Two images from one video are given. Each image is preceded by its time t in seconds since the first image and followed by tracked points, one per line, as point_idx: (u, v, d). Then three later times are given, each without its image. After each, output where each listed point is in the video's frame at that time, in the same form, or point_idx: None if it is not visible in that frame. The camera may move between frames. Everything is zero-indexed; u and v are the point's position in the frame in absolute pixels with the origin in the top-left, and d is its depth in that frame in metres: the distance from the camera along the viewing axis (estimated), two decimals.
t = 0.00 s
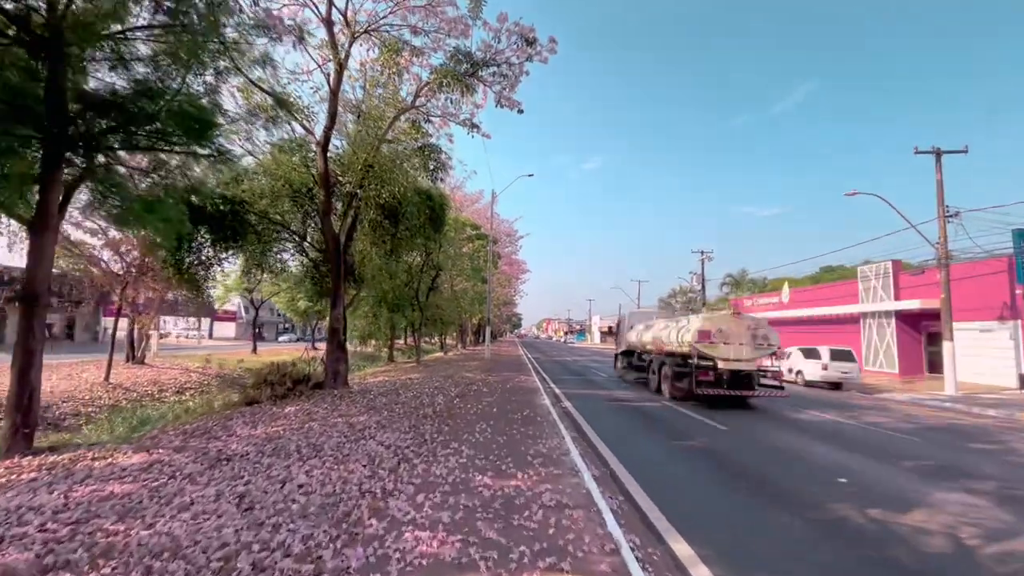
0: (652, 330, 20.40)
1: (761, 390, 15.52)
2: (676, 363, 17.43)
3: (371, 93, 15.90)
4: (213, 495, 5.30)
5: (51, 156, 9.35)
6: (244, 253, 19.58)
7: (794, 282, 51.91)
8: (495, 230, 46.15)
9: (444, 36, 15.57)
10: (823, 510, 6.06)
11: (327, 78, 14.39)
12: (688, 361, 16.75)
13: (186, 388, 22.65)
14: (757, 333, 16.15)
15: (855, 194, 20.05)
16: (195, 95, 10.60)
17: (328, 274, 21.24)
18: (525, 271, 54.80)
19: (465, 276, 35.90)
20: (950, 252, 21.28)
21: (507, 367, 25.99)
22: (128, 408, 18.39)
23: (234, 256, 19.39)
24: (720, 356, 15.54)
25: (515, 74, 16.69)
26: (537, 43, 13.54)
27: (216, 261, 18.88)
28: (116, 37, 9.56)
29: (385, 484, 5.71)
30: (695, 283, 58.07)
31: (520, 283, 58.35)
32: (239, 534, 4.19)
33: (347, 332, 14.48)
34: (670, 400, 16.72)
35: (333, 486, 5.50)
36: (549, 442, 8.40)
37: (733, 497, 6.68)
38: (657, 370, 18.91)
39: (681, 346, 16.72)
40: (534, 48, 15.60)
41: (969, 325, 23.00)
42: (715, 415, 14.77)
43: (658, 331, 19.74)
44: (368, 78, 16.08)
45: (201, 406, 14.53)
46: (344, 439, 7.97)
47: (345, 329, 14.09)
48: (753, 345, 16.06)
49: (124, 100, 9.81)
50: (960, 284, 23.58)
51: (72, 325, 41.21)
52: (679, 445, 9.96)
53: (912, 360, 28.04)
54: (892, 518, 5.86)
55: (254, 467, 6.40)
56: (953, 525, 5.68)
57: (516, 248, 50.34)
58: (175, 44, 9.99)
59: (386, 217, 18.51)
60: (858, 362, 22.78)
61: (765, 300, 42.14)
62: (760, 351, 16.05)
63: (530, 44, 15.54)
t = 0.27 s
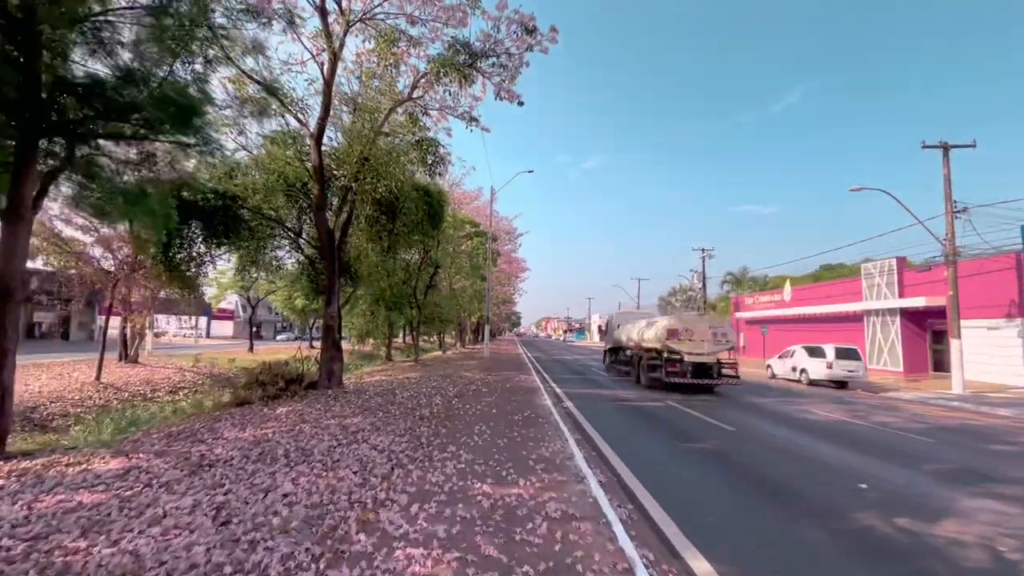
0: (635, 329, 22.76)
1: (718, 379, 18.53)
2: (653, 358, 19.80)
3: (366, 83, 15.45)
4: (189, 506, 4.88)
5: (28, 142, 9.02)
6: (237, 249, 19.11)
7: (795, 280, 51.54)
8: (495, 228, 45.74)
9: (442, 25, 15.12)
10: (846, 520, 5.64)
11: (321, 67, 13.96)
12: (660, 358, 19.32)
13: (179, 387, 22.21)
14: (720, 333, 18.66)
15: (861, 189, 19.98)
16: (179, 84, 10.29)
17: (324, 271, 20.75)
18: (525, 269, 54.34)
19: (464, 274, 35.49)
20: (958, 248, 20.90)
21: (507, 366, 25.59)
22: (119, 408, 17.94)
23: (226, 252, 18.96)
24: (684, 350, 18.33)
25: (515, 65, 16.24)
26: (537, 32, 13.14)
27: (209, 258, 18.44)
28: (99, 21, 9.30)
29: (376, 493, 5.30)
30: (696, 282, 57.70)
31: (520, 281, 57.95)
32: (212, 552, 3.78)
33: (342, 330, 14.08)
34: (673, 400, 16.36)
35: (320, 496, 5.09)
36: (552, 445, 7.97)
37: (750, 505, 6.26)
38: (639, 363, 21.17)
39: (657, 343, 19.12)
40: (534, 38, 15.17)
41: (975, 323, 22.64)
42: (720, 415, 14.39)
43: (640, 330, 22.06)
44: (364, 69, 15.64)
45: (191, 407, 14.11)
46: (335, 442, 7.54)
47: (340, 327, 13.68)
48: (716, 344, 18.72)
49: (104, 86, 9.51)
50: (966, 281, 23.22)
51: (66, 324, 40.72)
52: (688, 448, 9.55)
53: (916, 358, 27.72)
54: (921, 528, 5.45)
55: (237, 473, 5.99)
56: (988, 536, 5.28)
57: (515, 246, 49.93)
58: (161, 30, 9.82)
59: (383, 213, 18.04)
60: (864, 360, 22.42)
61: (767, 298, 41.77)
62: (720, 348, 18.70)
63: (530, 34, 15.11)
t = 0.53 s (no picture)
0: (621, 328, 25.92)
1: (688, 370, 21.91)
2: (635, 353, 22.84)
3: (361, 76, 15.00)
4: (159, 525, 4.46)
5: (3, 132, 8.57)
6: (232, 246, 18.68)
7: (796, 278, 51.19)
8: (493, 226, 45.34)
9: (439, 15, 14.66)
10: (873, 535, 5.24)
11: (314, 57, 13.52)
12: (639, 351, 22.76)
13: (172, 388, 21.77)
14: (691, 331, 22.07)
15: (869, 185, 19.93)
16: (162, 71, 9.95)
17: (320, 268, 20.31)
18: (523, 267, 53.92)
19: (462, 273, 35.10)
20: (965, 245, 20.53)
21: (506, 366, 25.20)
22: (108, 410, 17.49)
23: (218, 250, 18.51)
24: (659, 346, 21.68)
25: (514, 57, 15.79)
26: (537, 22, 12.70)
27: (200, 256, 17.98)
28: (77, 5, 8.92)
29: (365, 508, 4.87)
30: (696, 280, 57.35)
31: (519, 280, 57.57)
32: None
33: (335, 330, 13.68)
34: (677, 401, 15.97)
35: (303, 512, 4.67)
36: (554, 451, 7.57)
37: (768, 520, 5.82)
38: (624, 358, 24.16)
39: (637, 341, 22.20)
40: (534, 29, 14.72)
41: (982, 322, 22.28)
42: (726, 417, 14.00)
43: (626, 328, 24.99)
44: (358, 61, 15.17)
45: (180, 408, 13.69)
46: (324, 449, 7.11)
47: (333, 326, 13.26)
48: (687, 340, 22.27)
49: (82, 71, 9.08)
50: (973, 279, 22.86)
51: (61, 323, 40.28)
52: (696, 454, 9.14)
53: (921, 357, 27.38)
54: (955, 544, 5.05)
55: (216, 485, 5.56)
56: None
57: (514, 244, 49.52)
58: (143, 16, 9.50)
59: (379, 209, 17.58)
60: (869, 359, 22.07)
61: (768, 296, 41.42)
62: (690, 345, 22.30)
63: (530, 25, 14.67)
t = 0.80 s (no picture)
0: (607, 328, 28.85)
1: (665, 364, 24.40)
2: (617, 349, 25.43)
3: (353, 63, 14.41)
4: (114, 545, 3.96)
5: None
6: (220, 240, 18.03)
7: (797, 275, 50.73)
8: (492, 222, 44.80)
9: None
10: (909, 551, 4.77)
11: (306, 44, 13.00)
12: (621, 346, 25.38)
13: (163, 387, 21.25)
14: (665, 329, 25.02)
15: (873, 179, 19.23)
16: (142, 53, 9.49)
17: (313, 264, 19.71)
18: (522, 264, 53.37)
19: (460, 269, 34.58)
20: (974, 240, 20.08)
21: (505, 364, 24.73)
22: (95, 410, 16.96)
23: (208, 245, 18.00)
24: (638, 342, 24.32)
25: (512, 44, 15.23)
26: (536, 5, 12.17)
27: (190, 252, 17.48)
28: None
29: (348, 524, 4.38)
30: (696, 277, 56.87)
31: (518, 277, 57.07)
32: None
33: (328, 327, 13.21)
34: (681, 400, 15.51)
35: (279, 530, 4.19)
36: (557, 457, 7.07)
37: (788, 532, 5.43)
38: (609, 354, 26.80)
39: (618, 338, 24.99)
40: (533, 13, 14.15)
41: (991, 318, 21.84)
42: (732, 416, 13.55)
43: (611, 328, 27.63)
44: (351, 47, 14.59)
45: (167, 408, 13.19)
46: (309, 455, 6.60)
47: (325, 323, 12.77)
48: (661, 336, 25.30)
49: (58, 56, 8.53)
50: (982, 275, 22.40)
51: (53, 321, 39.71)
52: (707, 460, 8.65)
53: (926, 354, 26.96)
54: (1000, 561, 4.59)
55: (185, 497, 5.05)
56: None
57: (513, 241, 49.00)
58: None
59: (374, 203, 17.01)
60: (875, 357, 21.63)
61: (769, 293, 40.96)
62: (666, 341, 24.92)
63: (529, 10, 14.11)
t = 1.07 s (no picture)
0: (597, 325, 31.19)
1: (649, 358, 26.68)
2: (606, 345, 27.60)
3: (347, 54, 13.91)
4: (70, 569, 3.59)
5: None
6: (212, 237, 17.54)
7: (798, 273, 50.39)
8: (491, 219, 44.44)
9: None
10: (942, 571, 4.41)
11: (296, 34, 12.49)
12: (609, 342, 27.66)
13: (155, 387, 20.88)
14: (649, 326, 27.34)
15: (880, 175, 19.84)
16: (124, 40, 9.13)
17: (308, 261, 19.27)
18: (521, 263, 53.04)
19: (459, 267, 34.24)
20: (982, 238, 19.71)
21: (504, 363, 24.39)
22: (84, 410, 16.60)
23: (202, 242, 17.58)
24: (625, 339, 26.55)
25: (511, 34, 14.77)
26: None
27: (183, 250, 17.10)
28: None
29: (331, 545, 3.99)
30: (696, 275, 56.58)
31: (517, 275, 56.76)
32: None
33: (322, 327, 12.87)
34: (684, 401, 15.16)
35: (255, 552, 3.81)
36: (562, 466, 6.69)
37: (784, 531, 5.74)
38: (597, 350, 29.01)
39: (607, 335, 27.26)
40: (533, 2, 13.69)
41: (998, 317, 21.50)
42: (737, 418, 13.19)
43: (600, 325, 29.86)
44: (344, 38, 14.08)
45: (156, 410, 12.82)
46: (297, 463, 6.23)
47: (319, 323, 12.41)
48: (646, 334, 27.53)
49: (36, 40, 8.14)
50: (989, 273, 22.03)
51: (48, 319, 39.35)
52: (718, 467, 8.27)
53: (931, 354, 26.65)
54: None
55: (155, 512, 4.65)
56: None
57: (512, 239, 48.65)
58: None
59: (370, 200, 16.62)
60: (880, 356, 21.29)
61: (771, 291, 40.62)
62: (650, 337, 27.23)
63: None
